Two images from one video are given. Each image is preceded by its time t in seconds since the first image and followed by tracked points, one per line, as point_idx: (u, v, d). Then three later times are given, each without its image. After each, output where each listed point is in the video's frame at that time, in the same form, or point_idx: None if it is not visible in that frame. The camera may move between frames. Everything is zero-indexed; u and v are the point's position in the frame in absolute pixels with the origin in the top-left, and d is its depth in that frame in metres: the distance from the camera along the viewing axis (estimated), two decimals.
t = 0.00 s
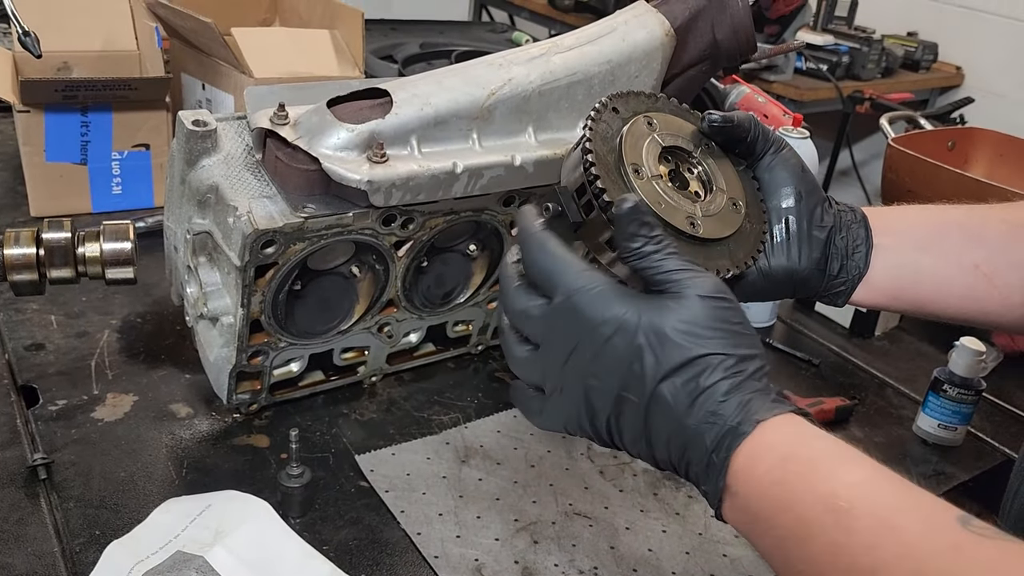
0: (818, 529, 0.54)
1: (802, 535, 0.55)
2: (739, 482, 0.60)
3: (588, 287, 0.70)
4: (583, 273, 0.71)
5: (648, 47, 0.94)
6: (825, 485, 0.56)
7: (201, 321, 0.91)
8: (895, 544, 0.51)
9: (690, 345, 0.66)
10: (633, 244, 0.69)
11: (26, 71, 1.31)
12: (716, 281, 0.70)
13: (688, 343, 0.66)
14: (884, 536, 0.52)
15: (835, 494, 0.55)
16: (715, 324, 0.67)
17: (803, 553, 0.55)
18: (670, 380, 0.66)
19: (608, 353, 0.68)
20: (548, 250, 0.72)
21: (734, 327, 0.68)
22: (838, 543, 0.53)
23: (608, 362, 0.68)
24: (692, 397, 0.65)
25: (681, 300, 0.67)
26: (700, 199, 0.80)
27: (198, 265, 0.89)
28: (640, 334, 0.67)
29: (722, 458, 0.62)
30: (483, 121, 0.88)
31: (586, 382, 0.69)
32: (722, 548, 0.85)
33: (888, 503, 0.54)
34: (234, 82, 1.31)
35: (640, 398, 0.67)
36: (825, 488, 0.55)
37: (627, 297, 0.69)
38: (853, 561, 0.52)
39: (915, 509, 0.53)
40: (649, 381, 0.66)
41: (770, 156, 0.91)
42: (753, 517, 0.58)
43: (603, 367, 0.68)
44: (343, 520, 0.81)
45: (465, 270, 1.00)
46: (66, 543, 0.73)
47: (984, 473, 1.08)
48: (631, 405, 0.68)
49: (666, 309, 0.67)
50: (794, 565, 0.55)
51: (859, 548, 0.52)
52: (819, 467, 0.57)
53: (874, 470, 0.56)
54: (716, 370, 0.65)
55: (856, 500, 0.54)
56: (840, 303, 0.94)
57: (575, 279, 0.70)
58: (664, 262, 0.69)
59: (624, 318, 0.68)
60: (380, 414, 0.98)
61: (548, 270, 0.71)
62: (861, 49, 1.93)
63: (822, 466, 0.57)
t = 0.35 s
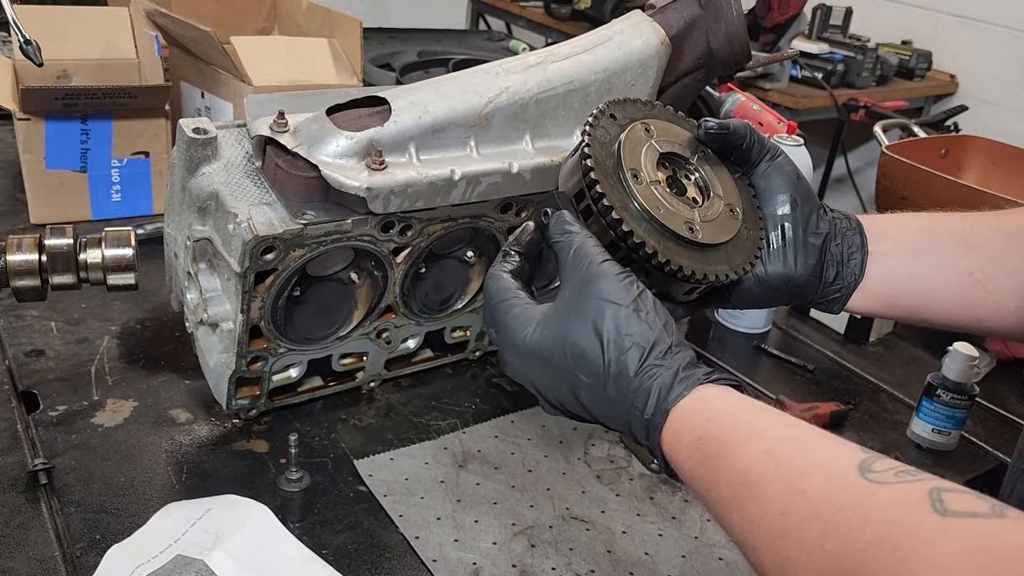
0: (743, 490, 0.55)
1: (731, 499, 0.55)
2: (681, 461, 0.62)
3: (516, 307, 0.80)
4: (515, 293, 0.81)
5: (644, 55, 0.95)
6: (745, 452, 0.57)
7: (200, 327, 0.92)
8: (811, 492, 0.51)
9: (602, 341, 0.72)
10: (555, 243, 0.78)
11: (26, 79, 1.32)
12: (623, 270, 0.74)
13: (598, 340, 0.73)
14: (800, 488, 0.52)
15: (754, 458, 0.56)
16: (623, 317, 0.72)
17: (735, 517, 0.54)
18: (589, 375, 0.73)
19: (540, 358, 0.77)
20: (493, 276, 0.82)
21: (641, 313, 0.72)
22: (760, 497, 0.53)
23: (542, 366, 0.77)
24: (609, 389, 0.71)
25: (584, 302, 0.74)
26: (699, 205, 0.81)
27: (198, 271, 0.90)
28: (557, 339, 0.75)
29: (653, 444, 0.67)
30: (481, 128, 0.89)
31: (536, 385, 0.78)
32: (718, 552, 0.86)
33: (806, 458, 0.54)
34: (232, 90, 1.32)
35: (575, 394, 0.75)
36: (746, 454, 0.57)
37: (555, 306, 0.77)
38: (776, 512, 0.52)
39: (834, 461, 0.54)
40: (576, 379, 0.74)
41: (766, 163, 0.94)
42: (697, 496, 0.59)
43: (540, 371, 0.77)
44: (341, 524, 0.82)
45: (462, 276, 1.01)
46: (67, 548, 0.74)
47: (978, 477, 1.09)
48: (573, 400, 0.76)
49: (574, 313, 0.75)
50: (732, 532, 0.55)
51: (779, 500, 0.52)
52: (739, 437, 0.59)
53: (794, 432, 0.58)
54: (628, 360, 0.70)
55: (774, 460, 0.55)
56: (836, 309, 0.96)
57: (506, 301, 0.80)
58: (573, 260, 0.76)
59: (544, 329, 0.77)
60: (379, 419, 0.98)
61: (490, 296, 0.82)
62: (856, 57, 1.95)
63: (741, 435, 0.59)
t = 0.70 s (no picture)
0: (745, 492, 0.55)
1: (734, 502, 0.56)
2: (685, 464, 0.62)
3: (525, 313, 0.80)
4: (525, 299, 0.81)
5: (642, 62, 0.96)
6: (746, 455, 0.57)
7: (201, 330, 0.92)
8: (810, 494, 0.52)
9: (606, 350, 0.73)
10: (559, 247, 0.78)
11: (26, 85, 1.32)
12: (629, 279, 0.75)
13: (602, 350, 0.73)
14: (799, 489, 0.53)
15: (754, 461, 0.57)
16: (627, 328, 0.72)
17: (738, 520, 0.55)
18: (594, 383, 0.74)
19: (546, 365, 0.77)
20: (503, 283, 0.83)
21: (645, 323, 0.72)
22: (761, 500, 0.54)
23: (549, 372, 0.78)
24: (614, 398, 0.72)
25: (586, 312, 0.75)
26: (700, 208, 0.82)
27: (199, 275, 0.91)
28: (563, 347, 0.76)
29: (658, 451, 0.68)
30: (480, 134, 0.90)
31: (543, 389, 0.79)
32: (717, 555, 0.87)
33: (806, 460, 0.55)
34: (232, 95, 1.33)
35: (580, 400, 0.76)
36: (747, 457, 0.57)
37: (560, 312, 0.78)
38: (777, 514, 0.52)
39: (833, 462, 0.54)
40: (583, 385, 0.75)
41: (767, 168, 0.95)
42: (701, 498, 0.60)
43: (548, 377, 0.78)
44: (341, 527, 0.82)
45: (462, 281, 1.02)
46: (68, 551, 0.74)
47: (975, 480, 1.09)
48: (580, 406, 0.76)
49: (578, 322, 0.75)
50: (737, 534, 0.55)
51: (779, 502, 0.53)
52: (740, 441, 0.59)
53: (794, 434, 0.58)
54: (633, 370, 0.71)
55: (774, 462, 0.56)
56: (836, 313, 0.97)
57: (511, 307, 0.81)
58: (574, 269, 0.76)
59: (551, 337, 0.77)
60: (378, 423, 0.99)
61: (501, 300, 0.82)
62: (853, 63, 1.96)
63: (742, 439, 0.59)
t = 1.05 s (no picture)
0: (757, 489, 0.56)
1: (745, 498, 0.56)
2: (695, 460, 0.62)
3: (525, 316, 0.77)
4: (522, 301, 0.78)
5: (639, 68, 0.96)
6: (758, 452, 0.58)
7: (200, 336, 0.93)
8: (822, 491, 0.53)
9: (617, 349, 0.72)
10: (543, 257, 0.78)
11: (25, 92, 1.33)
12: (634, 278, 0.74)
13: (615, 349, 0.72)
14: (811, 486, 0.53)
15: (766, 458, 0.57)
16: (640, 325, 0.71)
17: (750, 516, 0.55)
18: (605, 383, 0.72)
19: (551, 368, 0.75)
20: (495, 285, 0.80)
21: (658, 321, 0.72)
22: (773, 497, 0.54)
23: (554, 376, 0.75)
24: (627, 396, 0.71)
25: (593, 313, 0.73)
26: (699, 212, 0.82)
27: (198, 282, 0.91)
28: (570, 348, 0.74)
29: (671, 447, 0.68)
30: (477, 140, 0.90)
31: (545, 393, 0.77)
32: (714, 559, 0.87)
33: (818, 457, 0.55)
34: (231, 102, 1.33)
35: (588, 401, 0.74)
36: (759, 453, 0.57)
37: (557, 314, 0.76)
38: (789, 511, 0.53)
39: (845, 462, 0.55)
40: (592, 386, 0.73)
41: (767, 170, 0.95)
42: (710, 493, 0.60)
43: (552, 380, 0.75)
44: (340, 532, 0.83)
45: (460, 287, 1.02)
46: (67, 556, 0.74)
47: (972, 484, 1.09)
48: (586, 406, 0.75)
49: (585, 322, 0.73)
50: (748, 530, 0.56)
51: (791, 499, 0.53)
52: (751, 437, 0.59)
53: (805, 432, 0.58)
54: (648, 368, 0.70)
55: (786, 459, 0.56)
56: (836, 316, 0.97)
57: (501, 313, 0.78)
58: (580, 270, 0.74)
59: (557, 339, 0.74)
60: (377, 429, 0.99)
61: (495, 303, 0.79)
62: (850, 70, 1.97)
63: (753, 435, 0.59)
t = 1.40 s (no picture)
0: (765, 498, 0.56)
1: (751, 506, 0.57)
2: (702, 468, 0.63)
3: (536, 321, 0.75)
4: (532, 310, 0.76)
5: (631, 79, 0.97)
6: (767, 462, 0.58)
7: (196, 348, 0.93)
8: (829, 502, 0.53)
9: (632, 357, 0.72)
10: (544, 268, 0.76)
11: (22, 104, 1.34)
12: (645, 287, 0.75)
13: (631, 356, 0.72)
14: (819, 496, 0.54)
15: (775, 467, 0.57)
16: (655, 333, 0.72)
17: (755, 524, 0.56)
18: (617, 392, 0.72)
19: (562, 374, 0.74)
20: (504, 288, 0.77)
21: (671, 329, 0.72)
22: (780, 506, 0.55)
23: (565, 383, 0.74)
24: (638, 404, 0.71)
25: (609, 320, 0.72)
26: (692, 223, 0.83)
27: (193, 293, 0.92)
28: (584, 354, 0.73)
29: (680, 454, 0.68)
30: (471, 151, 0.91)
31: (551, 401, 0.75)
32: (709, 567, 0.87)
33: (828, 469, 0.56)
34: (227, 113, 1.34)
35: (597, 408, 0.73)
36: (768, 463, 0.58)
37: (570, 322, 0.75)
38: (795, 521, 0.53)
39: (853, 475, 0.55)
40: (603, 393, 0.73)
41: (760, 183, 0.96)
42: (715, 502, 0.61)
43: (562, 387, 0.74)
44: (336, 542, 0.83)
45: (455, 297, 1.03)
46: (63, 568, 0.75)
47: (965, 491, 1.10)
48: (593, 414, 0.74)
49: (600, 328, 0.73)
50: (752, 538, 0.56)
51: (799, 509, 0.54)
52: (761, 447, 0.60)
53: (815, 445, 0.59)
54: (661, 375, 0.71)
55: (795, 470, 0.57)
56: (829, 327, 0.98)
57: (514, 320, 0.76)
58: (593, 277, 0.74)
59: (571, 345, 0.74)
60: (372, 439, 0.99)
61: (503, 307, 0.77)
62: (842, 78, 1.99)
63: (762, 446, 0.60)
